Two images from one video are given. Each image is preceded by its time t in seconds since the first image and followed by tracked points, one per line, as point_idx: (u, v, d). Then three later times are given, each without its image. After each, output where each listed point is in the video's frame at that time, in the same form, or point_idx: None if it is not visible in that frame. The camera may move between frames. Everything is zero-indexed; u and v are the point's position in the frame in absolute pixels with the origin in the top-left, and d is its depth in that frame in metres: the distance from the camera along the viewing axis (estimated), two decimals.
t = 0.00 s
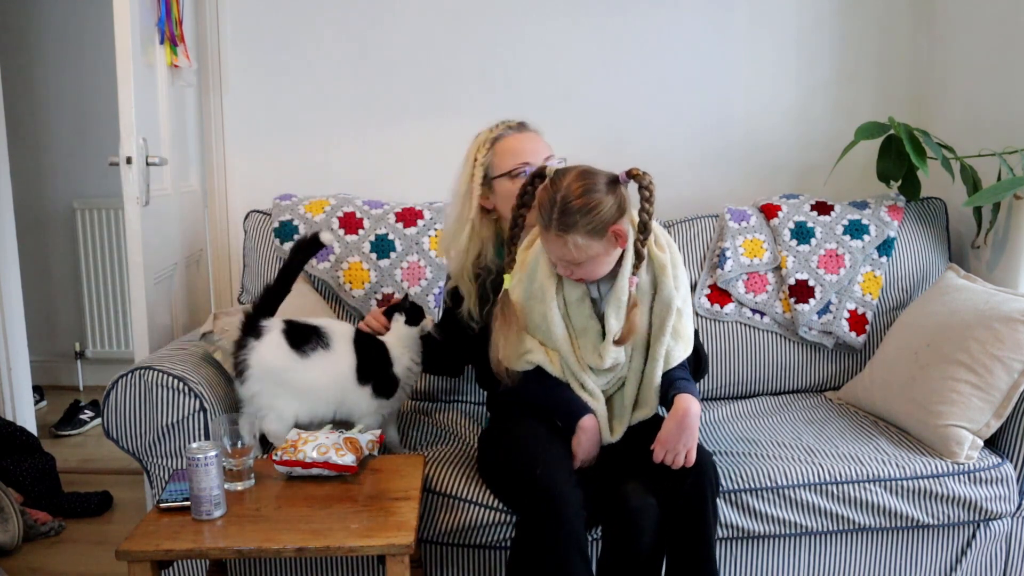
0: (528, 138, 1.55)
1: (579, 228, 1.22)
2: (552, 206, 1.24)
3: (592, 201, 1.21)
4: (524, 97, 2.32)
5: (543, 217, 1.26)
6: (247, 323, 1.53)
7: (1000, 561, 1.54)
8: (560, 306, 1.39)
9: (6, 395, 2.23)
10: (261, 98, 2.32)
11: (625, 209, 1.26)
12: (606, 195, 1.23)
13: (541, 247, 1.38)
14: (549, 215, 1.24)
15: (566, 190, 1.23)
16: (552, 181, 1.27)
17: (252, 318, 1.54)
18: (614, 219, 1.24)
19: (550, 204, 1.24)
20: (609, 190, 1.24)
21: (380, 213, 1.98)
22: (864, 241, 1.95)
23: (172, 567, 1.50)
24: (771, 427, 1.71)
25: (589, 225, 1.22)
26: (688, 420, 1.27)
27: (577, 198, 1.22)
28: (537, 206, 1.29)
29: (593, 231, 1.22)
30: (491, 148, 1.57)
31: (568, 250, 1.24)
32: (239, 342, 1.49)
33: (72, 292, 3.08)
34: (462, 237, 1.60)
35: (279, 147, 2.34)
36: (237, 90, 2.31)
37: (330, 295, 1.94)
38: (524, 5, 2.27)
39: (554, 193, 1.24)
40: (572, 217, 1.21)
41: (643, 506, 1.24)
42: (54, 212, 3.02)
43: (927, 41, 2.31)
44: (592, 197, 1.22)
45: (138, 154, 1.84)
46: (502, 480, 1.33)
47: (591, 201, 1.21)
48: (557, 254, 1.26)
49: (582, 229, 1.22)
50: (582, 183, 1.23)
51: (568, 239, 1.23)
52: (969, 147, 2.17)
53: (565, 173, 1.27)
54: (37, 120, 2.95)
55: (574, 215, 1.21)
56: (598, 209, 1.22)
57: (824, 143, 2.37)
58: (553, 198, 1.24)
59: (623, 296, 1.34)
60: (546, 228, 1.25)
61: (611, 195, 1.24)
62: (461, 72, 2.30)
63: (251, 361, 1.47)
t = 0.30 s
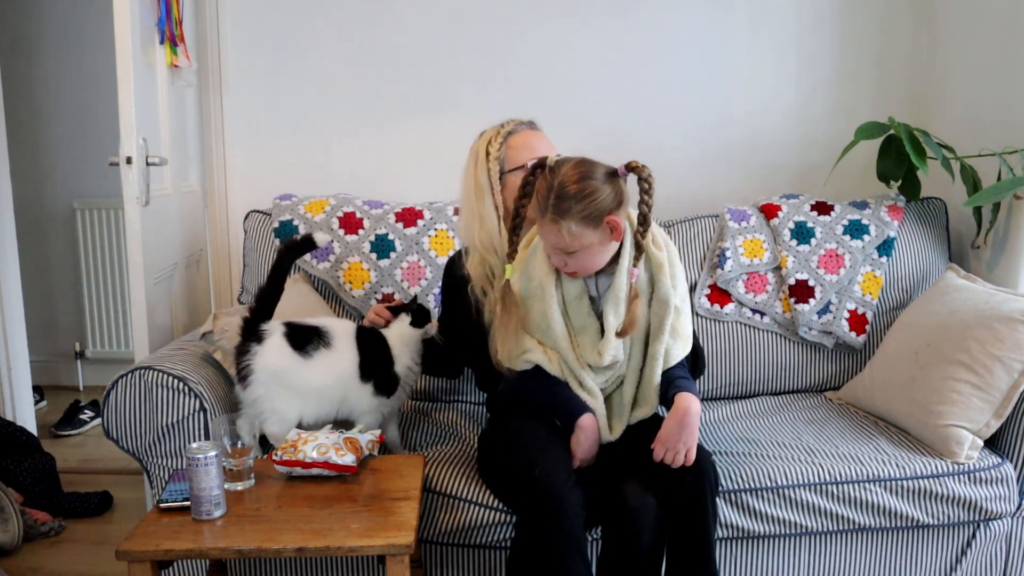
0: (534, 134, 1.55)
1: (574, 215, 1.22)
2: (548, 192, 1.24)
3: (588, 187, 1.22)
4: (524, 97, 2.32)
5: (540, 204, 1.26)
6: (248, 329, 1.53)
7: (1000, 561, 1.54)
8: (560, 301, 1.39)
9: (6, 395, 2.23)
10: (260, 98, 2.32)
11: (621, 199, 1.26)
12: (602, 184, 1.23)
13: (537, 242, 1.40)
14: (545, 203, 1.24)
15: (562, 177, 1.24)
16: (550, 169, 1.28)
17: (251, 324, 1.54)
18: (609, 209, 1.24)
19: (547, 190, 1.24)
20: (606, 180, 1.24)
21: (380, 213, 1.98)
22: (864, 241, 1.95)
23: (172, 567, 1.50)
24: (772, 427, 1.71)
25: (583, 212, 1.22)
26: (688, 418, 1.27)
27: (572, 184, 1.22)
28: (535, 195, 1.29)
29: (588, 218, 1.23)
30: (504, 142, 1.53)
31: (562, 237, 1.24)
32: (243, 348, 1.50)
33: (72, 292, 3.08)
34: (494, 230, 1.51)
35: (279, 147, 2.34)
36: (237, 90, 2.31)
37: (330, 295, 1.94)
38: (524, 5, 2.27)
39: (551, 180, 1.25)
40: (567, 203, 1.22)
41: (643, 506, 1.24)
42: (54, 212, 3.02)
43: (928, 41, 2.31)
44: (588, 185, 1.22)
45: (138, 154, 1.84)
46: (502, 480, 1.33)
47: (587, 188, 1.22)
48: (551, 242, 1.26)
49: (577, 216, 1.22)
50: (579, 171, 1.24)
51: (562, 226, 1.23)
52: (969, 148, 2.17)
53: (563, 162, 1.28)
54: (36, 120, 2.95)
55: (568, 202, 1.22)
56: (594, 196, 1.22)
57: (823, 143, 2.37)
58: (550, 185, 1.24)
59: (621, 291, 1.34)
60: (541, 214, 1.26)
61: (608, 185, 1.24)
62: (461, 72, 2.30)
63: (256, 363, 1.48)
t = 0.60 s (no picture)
0: (528, 131, 1.54)
1: (567, 211, 1.22)
2: (541, 189, 1.24)
3: (581, 183, 1.22)
4: (524, 97, 2.32)
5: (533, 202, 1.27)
6: (243, 330, 1.52)
7: (1000, 562, 1.54)
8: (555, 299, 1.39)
9: (6, 395, 2.23)
10: (261, 98, 2.32)
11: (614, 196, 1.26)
12: (594, 180, 1.24)
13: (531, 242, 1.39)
14: (538, 200, 1.25)
15: (554, 175, 1.24)
16: (542, 168, 1.29)
17: (247, 325, 1.54)
18: (602, 204, 1.24)
19: (539, 188, 1.25)
20: (598, 176, 1.25)
21: (380, 213, 1.98)
22: (864, 241, 1.95)
23: (172, 567, 1.50)
24: (771, 427, 1.71)
25: (576, 208, 1.22)
26: (685, 414, 1.28)
27: (564, 181, 1.23)
28: (528, 194, 1.30)
29: (581, 214, 1.23)
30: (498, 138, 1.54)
31: (555, 233, 1.24)
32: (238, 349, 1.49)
33: (72, 292, 3.08)
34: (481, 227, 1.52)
35: (279, 147, 2.34)
36: (237, 90, 2.31)
37: (330, 295, 1.94)
38: (524, 5, 2.26)
39: (543, 178, 1.25)
40: (559, 199, 1.22)
41: (643, 506, 1.24)
42: (54, 212, 3.02)
43: (928, 41, 2.31)
44: (580, 180, 1.22)
45: (138, 154, 1.84)
46: (501, 479, 1.33)
47: (579, 184, 1.22)
48: (545, 240, 1.26)
49: (569, 212, 1.22)
50: (571, 168, 1.24)
51: (556, 222, 1.23)
52: (969, 148, 2.17)
53: (556, 160, 1.28)
54: (36, 119, 2.95)
55: (561, 197, 1.22)
56: (584, 192, 1.22)
57: (824, 143, 2.37)
58: (543, 183, 1.25)
59: (616, 288, 1.34)
60: (535, 212, 1.26)
61: (600, 181, 1.24)
62: (461, 72, 2.30)
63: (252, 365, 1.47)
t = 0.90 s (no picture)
0: (521, 130, 1.55)
1: (575, 226, 1.22)
2: (545, 209, 1.23)
3: (585, 197, 1.21)
4: (524, 97, 2.32)
5: (538, 221, 1.25)
6: (241, 331, 1.52)
7: (1000, 562, 1.54)
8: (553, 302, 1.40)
9: (6, 395, 2.23)
10: (261, 98, 2.32)
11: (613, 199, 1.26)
12: (594, 189, 1.23)
13: (532, 245, 1.38)
14: (544, 220, 1.23)
15: (555, 193, 1.22)
16: (539, 184, 1.26)
17: (246, 327, 1.54)
18: (605, 211, 1.24)
19: (543, 207, 1.23)
20: (596, 184, 1.24)
21: (380, 213, 1.98)
22: (864, 241, 1.95)
23: (173, 567, 1.50)
24: (771, 427, 1.71)
25: (585, 221, 1.22)
26: (683, 409, 1.28)
27: (568, 197, 1.21)
28: (528, 211, 1.28)
29: (589, 226, 1.23)
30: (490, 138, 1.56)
31: (567, 249, 1.24)
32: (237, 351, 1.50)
33: (71, 292, 3.08)
34: (470, 226, 1.55)
35: (279, 147, 2.34)
36: (237, 90, 2.31)
37: (330, 295, 1.94)
38: (524, 5, 2.26)
39: (544, 197, 1.23)
40: (567, 216, 1.21)
41: (642, 506, 1.24)
42: (54, 212, 3.02)
43: (928, 41, 2.31)
44: (582, 193, 1.21)
45: (138, 154, 1.84)
46: (501, 479, 1.33)
47: (582, 198, 1.21)
48: (558, 256, 1.26)
49: (578, 227, 1.22)
50: (570, 182, 1.22)
51: (567, 240, 1.23)
52: (969, 148, 2.17)
53: (550, 173, 1.26)
54: (36, 119, 2.95)
55: (569, 214, 1.21)
56: (589, 205, 1.21)
57: (823, 143, 2.37)
58: (544, 202, 1.23)
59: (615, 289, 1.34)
60: (543, 231, 1.25)
61: (598, 189, 1.23)
62: (461, 72, 2.30)
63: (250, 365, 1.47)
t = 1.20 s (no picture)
0: (514, 131, 1.58)
1: (571, 241, 1.22)
2: (539, 224, 1.23)
3: (578, 212, 1.21)
4: (524, 97, 2.32)
5: (532, 234, 1.26)
6: (241, 331, 1.53)
7: (1000, 561, 1.54)
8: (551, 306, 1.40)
9: (6, 395, 2.23)
10: (261, 98, 2.32)
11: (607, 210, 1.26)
12: (588, 202, 1.23)
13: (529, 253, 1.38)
14: (538, 234, 1.24)
15: (549, 208, 1.22)
16: (533, 197, 1.26)
17: (244, 327, 1.54)
18: (600, 223, 1.24)
19: (537, 223, 1.23)
20: (590, 196, 1.23)
21: (380, 213, 1.98)
22: (864, 241, 1.95)
23: (173, 567, 1.49)
24: (771, 427, 1.71)
25: (579, 236, 1.22)
26: (681, 408, 1.28)
27: (562, 213, 1.21)
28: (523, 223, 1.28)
29: (584, 240, 1.23)
30: (482, 139, 1.61)
31: (563, 262, 1.25)
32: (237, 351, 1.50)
33: (71, 292, 3.08)
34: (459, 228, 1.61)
35: (279, 147, 2.34)
36: (238, 90, 2.31)
37: (330, 295, 1.94)
38: (524, 5, 2.26)
39: (537, 212, 1.23)
40: (562, 232, 1.21)
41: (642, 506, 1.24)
42: (54, 212, 3.02)
43: (928, 42, 2.31)
44: (576, 208, 1.21)
45: (138, 154, 1.83)
46: (501, 479, 1.33)
47: (576, 213, 1.21)
48: (554, 267, 1.28)
49: (574, 241, 1.22)
50: (564, 196, 1.22)
51: (562, 254, 1.24)
52: (969, 148, 2.17)
53: (545, 185, 1.26)
54: (36, 119, 2.95)
55: (562, 230, 1.21)
56: (583, 220, 1.22)
57: (823, 143, 2.37)
58: (538, 217, 1.23)
59: (613, 292, 1.34)
60: (538, 244, 1.26)
61: (592, 201, 1.23)
62: (462, 72, 2.30)
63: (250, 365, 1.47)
